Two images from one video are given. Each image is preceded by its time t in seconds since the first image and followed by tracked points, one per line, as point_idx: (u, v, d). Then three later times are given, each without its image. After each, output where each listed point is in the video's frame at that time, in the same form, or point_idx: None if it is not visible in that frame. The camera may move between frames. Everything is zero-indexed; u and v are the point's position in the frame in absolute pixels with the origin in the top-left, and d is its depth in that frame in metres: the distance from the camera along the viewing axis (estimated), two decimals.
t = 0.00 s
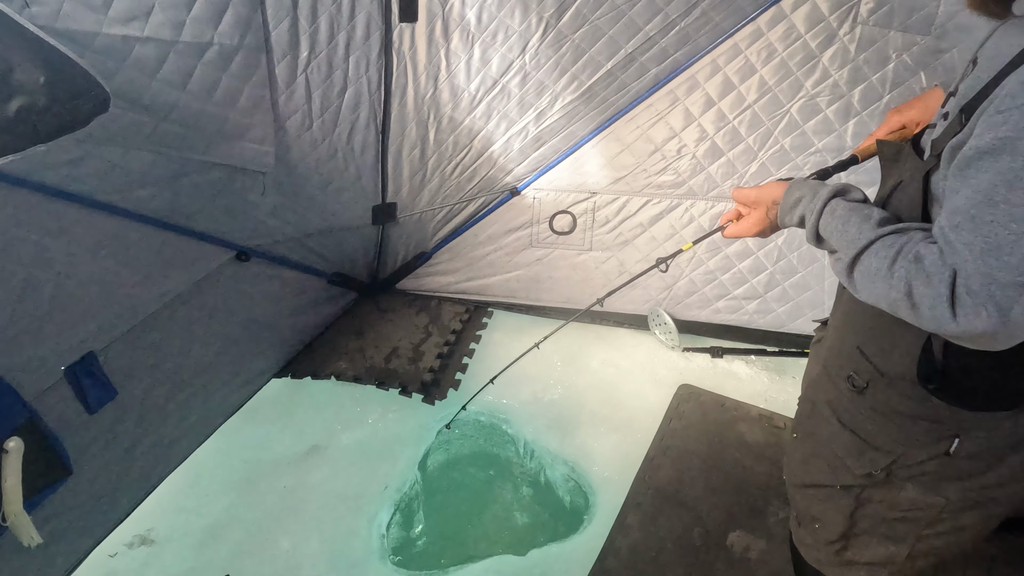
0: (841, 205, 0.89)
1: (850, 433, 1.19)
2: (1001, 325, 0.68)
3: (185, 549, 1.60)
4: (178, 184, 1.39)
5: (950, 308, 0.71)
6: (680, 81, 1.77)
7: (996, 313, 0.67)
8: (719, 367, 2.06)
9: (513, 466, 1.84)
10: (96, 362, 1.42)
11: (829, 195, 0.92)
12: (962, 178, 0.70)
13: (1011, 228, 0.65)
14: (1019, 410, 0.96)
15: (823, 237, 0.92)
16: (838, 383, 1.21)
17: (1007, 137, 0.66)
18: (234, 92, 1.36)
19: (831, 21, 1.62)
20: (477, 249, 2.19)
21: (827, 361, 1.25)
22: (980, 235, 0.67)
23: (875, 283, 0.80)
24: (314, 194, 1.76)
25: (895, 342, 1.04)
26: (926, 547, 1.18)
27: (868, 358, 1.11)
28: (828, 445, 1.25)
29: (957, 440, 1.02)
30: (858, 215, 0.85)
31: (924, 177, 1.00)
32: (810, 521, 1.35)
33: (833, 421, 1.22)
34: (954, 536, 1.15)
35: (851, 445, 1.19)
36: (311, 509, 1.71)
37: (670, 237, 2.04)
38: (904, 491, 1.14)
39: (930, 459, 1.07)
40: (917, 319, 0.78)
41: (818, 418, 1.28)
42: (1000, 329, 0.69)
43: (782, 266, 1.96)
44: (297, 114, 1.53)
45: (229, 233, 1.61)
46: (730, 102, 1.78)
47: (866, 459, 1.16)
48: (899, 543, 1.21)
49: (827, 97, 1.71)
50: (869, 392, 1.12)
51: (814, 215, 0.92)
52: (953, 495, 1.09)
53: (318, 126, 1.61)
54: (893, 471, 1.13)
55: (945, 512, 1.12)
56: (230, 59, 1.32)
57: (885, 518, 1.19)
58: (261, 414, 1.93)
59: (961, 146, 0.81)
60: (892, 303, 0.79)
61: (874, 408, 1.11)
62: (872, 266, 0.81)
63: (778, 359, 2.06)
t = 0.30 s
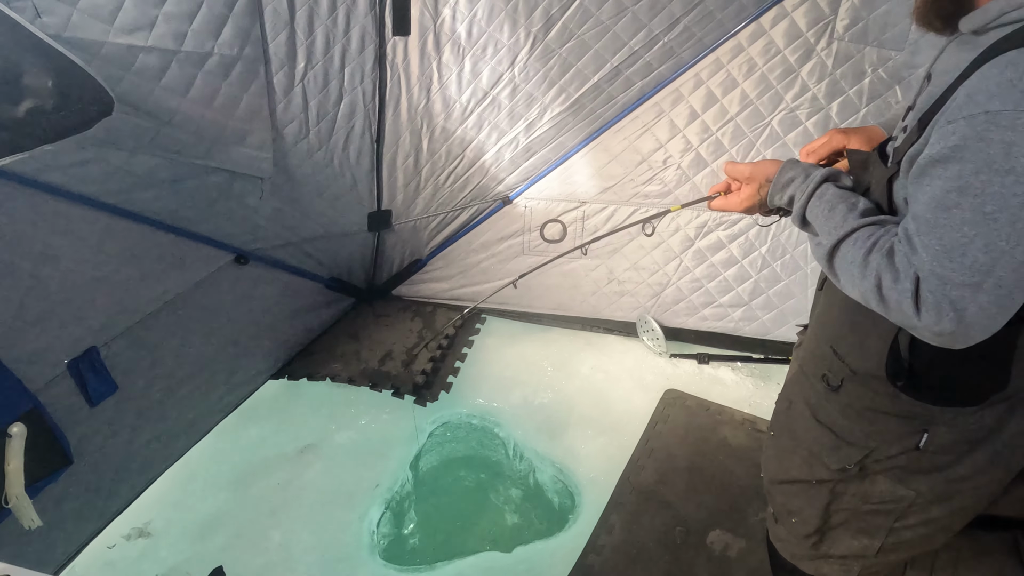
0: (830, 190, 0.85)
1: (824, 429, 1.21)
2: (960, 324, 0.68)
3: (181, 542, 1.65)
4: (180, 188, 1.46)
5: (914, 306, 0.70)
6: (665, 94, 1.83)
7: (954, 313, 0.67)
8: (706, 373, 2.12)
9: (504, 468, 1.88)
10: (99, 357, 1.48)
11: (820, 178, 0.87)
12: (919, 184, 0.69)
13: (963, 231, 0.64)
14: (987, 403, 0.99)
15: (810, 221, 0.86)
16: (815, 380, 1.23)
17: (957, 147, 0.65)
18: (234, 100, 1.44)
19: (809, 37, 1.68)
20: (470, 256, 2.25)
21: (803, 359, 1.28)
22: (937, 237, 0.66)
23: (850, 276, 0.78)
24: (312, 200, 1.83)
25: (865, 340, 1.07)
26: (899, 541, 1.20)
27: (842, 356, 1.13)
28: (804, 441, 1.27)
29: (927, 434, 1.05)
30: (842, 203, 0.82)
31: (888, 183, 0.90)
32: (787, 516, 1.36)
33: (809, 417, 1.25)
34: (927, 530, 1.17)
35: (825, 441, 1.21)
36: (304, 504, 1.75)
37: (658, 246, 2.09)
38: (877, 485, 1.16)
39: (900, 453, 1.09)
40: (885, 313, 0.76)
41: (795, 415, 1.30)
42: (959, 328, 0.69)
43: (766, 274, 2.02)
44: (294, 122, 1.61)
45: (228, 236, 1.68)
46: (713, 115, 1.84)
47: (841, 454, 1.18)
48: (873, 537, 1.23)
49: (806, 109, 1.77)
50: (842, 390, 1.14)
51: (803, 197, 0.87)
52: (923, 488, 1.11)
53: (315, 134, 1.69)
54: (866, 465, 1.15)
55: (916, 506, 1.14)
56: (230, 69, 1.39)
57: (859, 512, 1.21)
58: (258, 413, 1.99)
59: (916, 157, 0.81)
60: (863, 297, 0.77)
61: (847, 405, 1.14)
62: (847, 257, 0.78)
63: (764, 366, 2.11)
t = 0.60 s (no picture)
0: (856, 213, 0.83)
1: (839, 445, 1.12)
2: (982, 363, 0.67)
3: (178, 548, 1.66)
4: (182, 199, 1.51)
5: (936, 342, 0.69)
6: (659, 111, 1.85)
7: (974, 350, 0.66)
8: (700, 387, 2.15)
9: (500, 480, 1.88)
10: (101, 363, 1.52)
11: (846, 199, 0.84)
12: (934, 223, 0.71)
13: (981, 268, 0.64)
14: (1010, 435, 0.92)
15: (830, 245, 0.84)
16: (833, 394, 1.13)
17: (971, 188, 0.66)
18: (236, 114, 1.49)
19: (799, 56, 1.69)
20: (468, 270, 2.28)
21: (821, 372, 1.18)
22: (957, 274, 0.66)
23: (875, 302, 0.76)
24: (312, 212, 1.88)
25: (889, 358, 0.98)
26: (902, 560, 1.15)
27: (865, 374, 1.03)
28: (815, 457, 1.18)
29: (947, 461, 0.97)
30: (865, 229, 0.80)
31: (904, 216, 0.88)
32: (791, 530, 1.28)
33: (822, 433, 1.16)
34: (932, 550, 1.11)
35: (839, 459, 1.12)
36: (300, 512, 1.77)
37: (653, 261, 2.11)
38: (890, 507, 1.08)
39: (918, 477, 1.01)
40: (907, 348, 0.76)
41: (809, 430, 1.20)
42: (983, 366, 0.68)
43: (760, 289, 2.04)
44: (295, 136, 1.66)
45: (230, 247, 1.72)
46: (706, 132, 1.85)
47: (857, 475, 1.09)
48: (877, 555, 1.16)
49: (797, 127, 1.78)
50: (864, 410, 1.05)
51: (826, 217, 0.84)
52: (937, 513, 1.03)
53: (315, 148, 1.74)
54: (882, 487, 1.07)
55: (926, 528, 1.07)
56: (233, 85, 1.45)
57: (867, 531, 1.13)
58: (258, 422, 2.01)
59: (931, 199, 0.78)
60: (884, 330, 0.76)
61: (869, 427, 1.05)
62: (869, 286, 0.77)
63: (758, 381, 2.14)
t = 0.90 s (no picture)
0: (949, 279, 0.84)
1: (893, 488, 1.09)
2: None
3: (176, 557, 1.67)
4: (186, 212, 1.54)
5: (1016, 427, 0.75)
6: (656, 128, 1.86)
7: None
8: (697, 402, 2.15)
9: (498, 494, 1.88)
10: (103, 373, 1.54)
11: (943, 262, 0.85)
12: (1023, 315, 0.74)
13: None
14: None
15: (912, 306, 0.85)
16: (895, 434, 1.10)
17: None
18: (239, 129, 1.53)
19: (794, 75, 1.69)
20: (468, 283, 2.30)
21: (884, 412, 1.14)
22: None
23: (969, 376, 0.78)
24: (313, 226, 1.91)
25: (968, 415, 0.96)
26: None
27: (950, 428, 0.99)
28: (862, 492, 1.14)
29: (1009, 527, 0.95)
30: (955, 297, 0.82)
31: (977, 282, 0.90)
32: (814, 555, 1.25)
33: (876, 472, 1.12)
34: None
35: (893, 501, 1.09)
36: (298, 523, 1.78)
37: (651, 276, 2.13)
38: (934, 555, 1.06)
39: (974, 536, 0.99)
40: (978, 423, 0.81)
41: (857, 464, 1.16)
42: None
43: (757, 304, 2.06)
44: (297, 151, 1.70)
45: (232, 260, 1.75)
46: (703, 149, 1.86)
47: (910, 519, 1.07)
48: None
49: (793, 145, 1.79)
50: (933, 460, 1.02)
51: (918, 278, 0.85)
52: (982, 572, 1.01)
53: (316, 163, 1.77)
54: (933, 536, 1.05)
55: None
56: (235, 100, 1.48)
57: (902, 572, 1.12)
58: (257, 433, 2.03)
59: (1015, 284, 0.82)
60: (961, 403, 0.81)
61: (936, 479, 1.02)
62: (955, 359, 0.80)
63: (755, 397, 2.15)
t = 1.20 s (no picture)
0: None
1: (936, 517, 1.10)
2: None
3: (179, 564, 1.67)
4: (192, 221, 1.56)
5: None
6: (659, 139, 1.88)
7: None
8: (700, 412, 2.15)
9: (500, 503, 1.88)
10: (108, 380, 1.56)
11: None
12: None
13: None
14: None
15: None
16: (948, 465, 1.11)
17: None
18: (245, 139, 1.55)
19: (795, 87, 1.71)
20: (472, 293, 2.31)
21: (935, 441, 1.14)
22: None
23: None
24: (318, 235, 1.93)
25: None
26: None
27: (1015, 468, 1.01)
28: (901, 516, 1.15)
29: None
30: None
31: None
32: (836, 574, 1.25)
33: (919, 499, 1.13)
34: None
35: (935, 531, 1.10)
36: (300, 530, 1.78)
37: (653, 286, 2.13)
38: None
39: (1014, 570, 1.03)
40: None
41: (897, 488, 1.17)
42: None
43: (759, 315, 2.06)
44: (302, 161, 1.73)
45: (237, 269, 1.77)
46: (705, 160, 1.88)
47: (950, 550, 1.08)
48: None
49: (795, 156, 1.80)
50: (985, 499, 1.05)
51: None
52: None
53: (322, 173, 1.80)
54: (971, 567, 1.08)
55: None
56: (242, 111, 1.51)
57: None
58: (260, 441, 2.03)
59: None
60: None
61: (987, 513, 1.04)
62: None
63: (758, 408, 2.14)
